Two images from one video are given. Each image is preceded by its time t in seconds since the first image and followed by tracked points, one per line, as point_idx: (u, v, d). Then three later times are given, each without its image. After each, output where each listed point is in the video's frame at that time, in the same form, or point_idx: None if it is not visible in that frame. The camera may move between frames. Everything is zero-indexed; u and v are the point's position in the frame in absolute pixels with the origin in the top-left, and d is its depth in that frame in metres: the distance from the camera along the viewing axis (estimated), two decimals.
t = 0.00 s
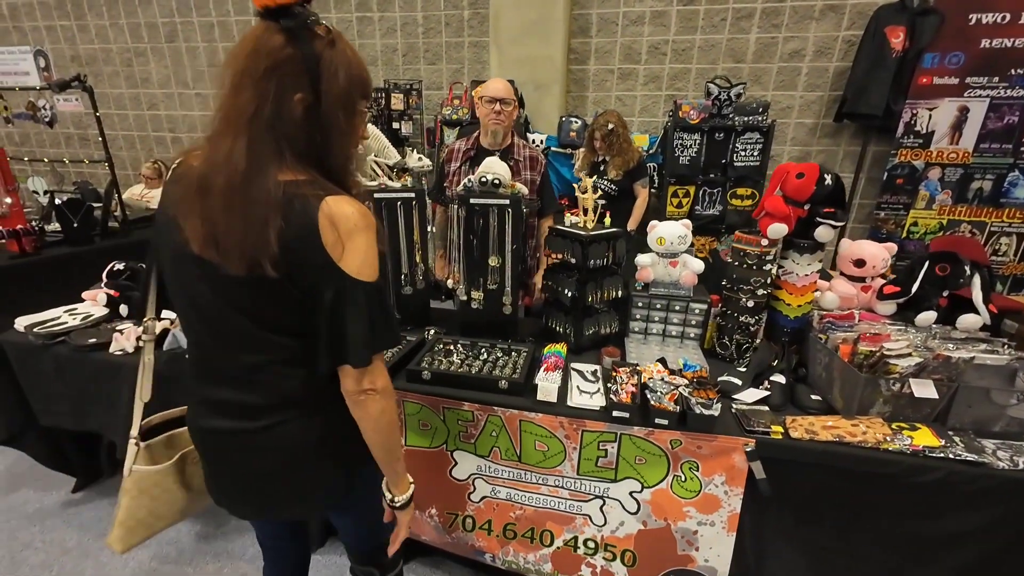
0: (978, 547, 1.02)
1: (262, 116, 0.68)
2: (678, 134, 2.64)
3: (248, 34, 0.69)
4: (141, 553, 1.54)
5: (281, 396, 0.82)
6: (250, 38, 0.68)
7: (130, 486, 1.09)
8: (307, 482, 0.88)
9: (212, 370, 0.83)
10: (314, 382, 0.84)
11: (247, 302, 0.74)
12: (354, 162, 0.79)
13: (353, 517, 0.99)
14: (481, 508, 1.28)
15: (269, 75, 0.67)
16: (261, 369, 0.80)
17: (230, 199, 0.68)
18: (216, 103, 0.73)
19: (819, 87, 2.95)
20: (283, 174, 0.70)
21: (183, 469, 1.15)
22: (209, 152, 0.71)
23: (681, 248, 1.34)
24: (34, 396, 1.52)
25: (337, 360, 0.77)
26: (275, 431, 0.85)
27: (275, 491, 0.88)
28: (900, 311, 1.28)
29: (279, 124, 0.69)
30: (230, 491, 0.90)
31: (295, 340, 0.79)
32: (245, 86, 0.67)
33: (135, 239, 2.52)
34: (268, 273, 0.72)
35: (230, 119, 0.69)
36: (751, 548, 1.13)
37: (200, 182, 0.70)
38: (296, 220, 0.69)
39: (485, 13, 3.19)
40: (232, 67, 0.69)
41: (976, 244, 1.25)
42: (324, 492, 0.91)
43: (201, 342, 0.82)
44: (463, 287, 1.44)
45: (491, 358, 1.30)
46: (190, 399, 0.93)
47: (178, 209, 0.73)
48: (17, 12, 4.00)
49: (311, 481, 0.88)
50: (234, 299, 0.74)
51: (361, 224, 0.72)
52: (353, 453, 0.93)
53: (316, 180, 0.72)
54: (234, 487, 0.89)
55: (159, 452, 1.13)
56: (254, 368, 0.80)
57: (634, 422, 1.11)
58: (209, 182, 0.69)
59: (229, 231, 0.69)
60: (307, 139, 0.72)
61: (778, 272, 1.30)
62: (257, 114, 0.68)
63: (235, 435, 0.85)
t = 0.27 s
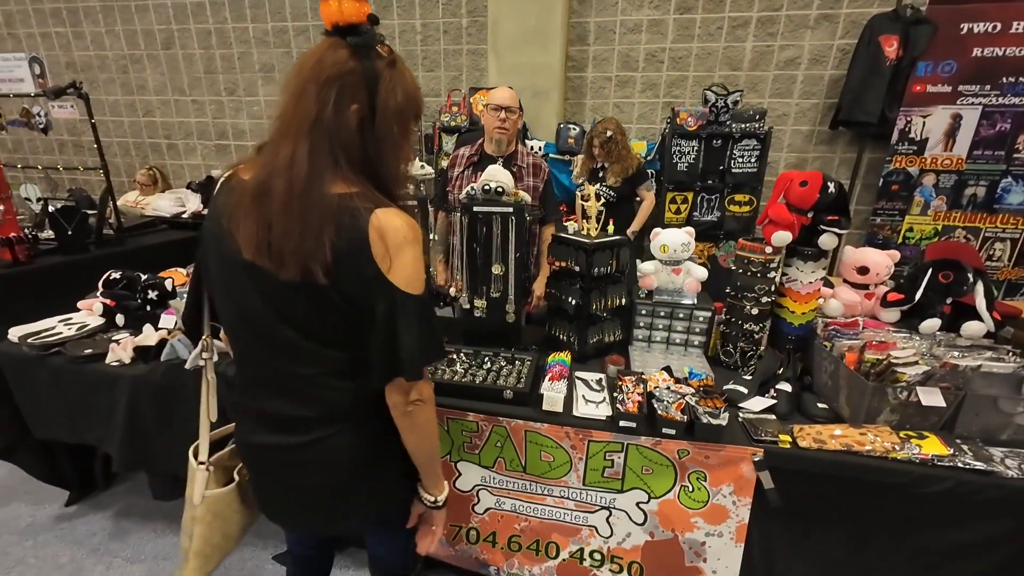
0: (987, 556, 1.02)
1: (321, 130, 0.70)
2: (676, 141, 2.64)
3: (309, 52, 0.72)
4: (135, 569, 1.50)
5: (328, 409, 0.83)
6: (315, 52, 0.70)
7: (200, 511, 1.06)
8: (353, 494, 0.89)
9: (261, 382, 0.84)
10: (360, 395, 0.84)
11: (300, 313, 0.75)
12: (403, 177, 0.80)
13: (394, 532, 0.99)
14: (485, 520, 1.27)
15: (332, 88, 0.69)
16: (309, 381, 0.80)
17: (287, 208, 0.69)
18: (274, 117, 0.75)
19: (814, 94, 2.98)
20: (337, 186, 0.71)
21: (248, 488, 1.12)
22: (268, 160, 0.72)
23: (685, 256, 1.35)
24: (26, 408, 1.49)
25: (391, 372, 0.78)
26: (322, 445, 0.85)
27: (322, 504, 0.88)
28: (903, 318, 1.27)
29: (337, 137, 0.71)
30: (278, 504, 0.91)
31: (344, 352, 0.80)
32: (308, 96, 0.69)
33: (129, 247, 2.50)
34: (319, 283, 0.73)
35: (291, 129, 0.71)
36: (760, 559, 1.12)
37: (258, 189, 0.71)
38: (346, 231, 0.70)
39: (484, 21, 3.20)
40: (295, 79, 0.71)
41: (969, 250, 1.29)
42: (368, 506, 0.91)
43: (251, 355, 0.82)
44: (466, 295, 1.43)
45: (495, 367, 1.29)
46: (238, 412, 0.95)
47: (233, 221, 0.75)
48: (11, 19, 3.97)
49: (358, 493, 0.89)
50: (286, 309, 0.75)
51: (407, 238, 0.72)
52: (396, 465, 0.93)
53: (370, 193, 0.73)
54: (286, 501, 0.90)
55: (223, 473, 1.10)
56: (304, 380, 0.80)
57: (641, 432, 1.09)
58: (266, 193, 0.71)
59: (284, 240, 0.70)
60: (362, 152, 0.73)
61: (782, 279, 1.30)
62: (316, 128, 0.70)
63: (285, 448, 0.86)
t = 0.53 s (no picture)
0: (980, 570, 1.02)
1: (357, 163, 0.70)
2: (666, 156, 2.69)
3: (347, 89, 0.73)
4: None
5: (361, 439, 0.82)
6: (354, 90, 0.72)
7: (271, 542, 1.02)
8: (386, 522, 0.89)
9: (291, 413, 0.83)
10: (391, 425, 0.83)
11: (333, 344, 0.74)
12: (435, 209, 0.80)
13: (424, 561, 0.98)
14: (480, 540, 1.25)
15: (372, 124, 0.70)
16: (342, 412, 0.79)
17: (323, 241, 0.69)
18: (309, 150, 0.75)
19: (798, 111, 3.05)
20: (371, 218, 0.71)
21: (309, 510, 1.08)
22: (303, 191, 0.72)
23: (678, 271, 1.36)
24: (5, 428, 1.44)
25: (425, 400, 0.77)
26: (355, 475, 0.84)
27: (357, 534, 0.88)
28: (891, 332, 1.30)
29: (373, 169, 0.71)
30: (312, 534, 0.91)
31: (376, 383, 0.79)
32: (348, 132, 0.70)
33: (115, 261, 2.46)
34: (353, 313, 0.72)
35: (327, 162, 0.71)
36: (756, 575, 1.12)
37: (291, 220, 0.71)
38: (380, 264, 0.69)
39: (476, 37, 3.25)
40: (332, 115, 0.72)
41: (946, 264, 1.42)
42: (402, 533, 0.91)
43: (282, 387, 0.81)
44: (461, 310, 1.42)
45: (490, 383, 1.28)
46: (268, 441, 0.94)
47: (265, 253, 0.74)
48: None
49: (392, 521, 0.89)
50: (319, 341, 0.75)
51: (436, 269, 0.72)
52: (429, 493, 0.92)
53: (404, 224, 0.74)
54: (320, 531, 0.90)
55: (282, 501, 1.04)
56: (335, 411, 0.79)
57: (637, 448, 1.09)
58: (302, 224, 0.70)
59: (318, 272, 0.69)
60: (395, 186, 0.74)
61: (774, 294, 1.32)
62: (353, 162, 0.70)
63: (317, 480, 0.85)
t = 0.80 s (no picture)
0: None
1: (367, 191, 0.74)
2: (650, 174, 2.76)
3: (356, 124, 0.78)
4: None
5: (361, 459, 0.83)
6: (365, 126, 0.76)
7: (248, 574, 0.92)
8: (380, 544, 0.88)
9: (288, 435, 0.82)
10: (388, 445, 0.84)
11: (338, 364, 0.76)
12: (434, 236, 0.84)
13: None
14: (466, 562, 1.24)
15: (383, 157, 0.74)
16: (342, 433, 0.80)
17: (333, 264, 0.71)
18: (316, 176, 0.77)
19: (777, 132, 3.16)
20: (378, 242, 0.74)
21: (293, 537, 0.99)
22: (311, 217, 0.74)
23: (660, 290, 1.39)
24: None
25: (427, 417, 0.79)
26: (352, 497, 0.84)
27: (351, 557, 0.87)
28: (866, 349, 1.35)
29: (383, 196, 0.74)
30: (305, 560, 0.89)
31: (378, 402, 0.80)
32: (360, 163, 0.73)
33: (97, 277, 2.43)
34: (361, 334, 0.74)
35: (336, 190, 0.74)
36: None
37: (298, 245, 0.72)
38: (388, 286, 0.72)
39: (465, 57, 3.31)
40: (342, 147, 0.76)
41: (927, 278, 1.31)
42: (396, 555, 0.91)
43: (279, 409, 0.81)
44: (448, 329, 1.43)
45: (476, 402, 1.28)
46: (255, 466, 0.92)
47: (270, 275, 0.75)
48: None
49: (388, 542, 0.89)
50: (323, 363, 0.76)
51: (439, 291, 0.76)
52: (425, 511, 0.93)
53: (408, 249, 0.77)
54: (311, 556, 0.88)
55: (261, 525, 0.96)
56: (334, 431, 0.80)
57: (621, 468, 1.11)
58: (311, 247, 0.72)
59: (327, 294, 0.71)
60: (401, 214, 0.77)
61: (753, 313, 1.35)
62: (363, 188, 0.74)
63: (312, 504, 0.84)
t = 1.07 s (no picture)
0: None
1: (366, 207, 0.76)
2: (637, 189, 2.80)
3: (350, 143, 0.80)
4: None
5: (337, 470, 0.82)
6: (362, 146, 0.79)
7: None
8: (351, 558, 0.87)
9: (260, 448, 0.80)
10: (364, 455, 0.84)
11: (326, 376, 0.76)
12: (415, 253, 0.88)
13: None
14: None
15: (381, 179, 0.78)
16: (320, 444, 0.79)
17: (335, 280, 0.72)
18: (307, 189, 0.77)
19: (761, 148, 3.23)
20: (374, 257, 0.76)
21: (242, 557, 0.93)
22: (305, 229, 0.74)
23: (644, 303, 1.40)
24: None
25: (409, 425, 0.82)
26: (321, 511, 0.83)
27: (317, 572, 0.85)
28: (846, 362, 1.37)
29: (378, 214, 0.77)
30: None
31: (359, 412, 0.82)
32: (361, 184, 0.76)
33: (78, 290, 2.40)
34: (355, 347, 0.75)
35: (334, 207, 0.75)
36: None
37: (291, 259, 0.72)
38: (386, 300, 0.75)
39: (455, 73, 3.36)
40: (339, 167, 0.77)
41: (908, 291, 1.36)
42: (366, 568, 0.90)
43: (252, 422, 0.78)
44: (434, 343, 1.43)
45: (461, 417, 1.28)
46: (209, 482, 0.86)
47: (259, 286, 0.72)
48: None
49: (360, 556, 0.88)
50: (312, 374, 0.76)
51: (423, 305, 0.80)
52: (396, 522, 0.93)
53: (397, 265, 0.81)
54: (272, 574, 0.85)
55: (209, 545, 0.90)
56: (313, 443, 0.79)
57: (606, 482, 1.11)
58: (308, 259, 0.72)
59: (326, 308, 0.72)
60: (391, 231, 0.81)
61: (736, 325, 1.37)
62: (363, 205, 0.76)
63: (279, 520, 0.81)
